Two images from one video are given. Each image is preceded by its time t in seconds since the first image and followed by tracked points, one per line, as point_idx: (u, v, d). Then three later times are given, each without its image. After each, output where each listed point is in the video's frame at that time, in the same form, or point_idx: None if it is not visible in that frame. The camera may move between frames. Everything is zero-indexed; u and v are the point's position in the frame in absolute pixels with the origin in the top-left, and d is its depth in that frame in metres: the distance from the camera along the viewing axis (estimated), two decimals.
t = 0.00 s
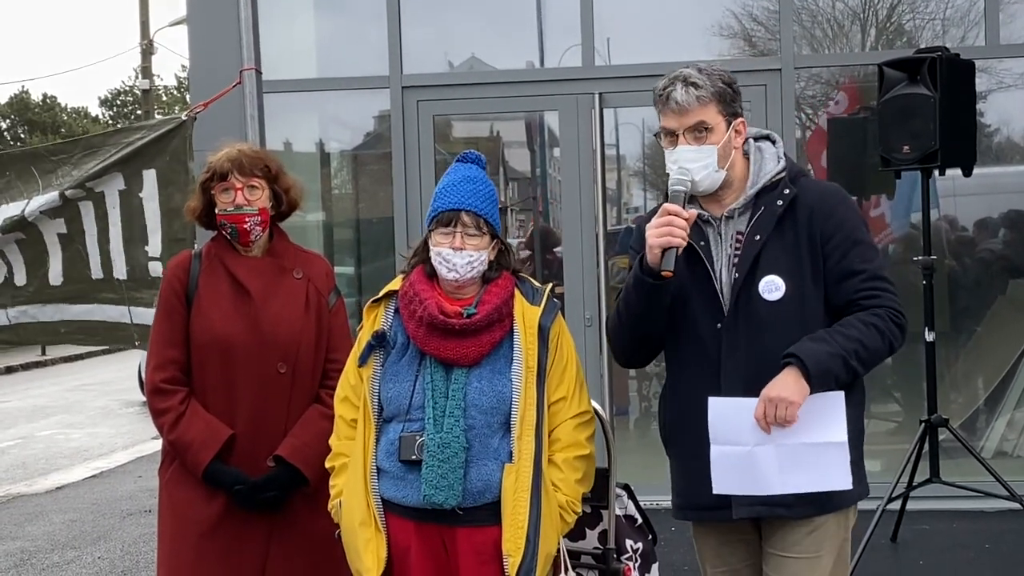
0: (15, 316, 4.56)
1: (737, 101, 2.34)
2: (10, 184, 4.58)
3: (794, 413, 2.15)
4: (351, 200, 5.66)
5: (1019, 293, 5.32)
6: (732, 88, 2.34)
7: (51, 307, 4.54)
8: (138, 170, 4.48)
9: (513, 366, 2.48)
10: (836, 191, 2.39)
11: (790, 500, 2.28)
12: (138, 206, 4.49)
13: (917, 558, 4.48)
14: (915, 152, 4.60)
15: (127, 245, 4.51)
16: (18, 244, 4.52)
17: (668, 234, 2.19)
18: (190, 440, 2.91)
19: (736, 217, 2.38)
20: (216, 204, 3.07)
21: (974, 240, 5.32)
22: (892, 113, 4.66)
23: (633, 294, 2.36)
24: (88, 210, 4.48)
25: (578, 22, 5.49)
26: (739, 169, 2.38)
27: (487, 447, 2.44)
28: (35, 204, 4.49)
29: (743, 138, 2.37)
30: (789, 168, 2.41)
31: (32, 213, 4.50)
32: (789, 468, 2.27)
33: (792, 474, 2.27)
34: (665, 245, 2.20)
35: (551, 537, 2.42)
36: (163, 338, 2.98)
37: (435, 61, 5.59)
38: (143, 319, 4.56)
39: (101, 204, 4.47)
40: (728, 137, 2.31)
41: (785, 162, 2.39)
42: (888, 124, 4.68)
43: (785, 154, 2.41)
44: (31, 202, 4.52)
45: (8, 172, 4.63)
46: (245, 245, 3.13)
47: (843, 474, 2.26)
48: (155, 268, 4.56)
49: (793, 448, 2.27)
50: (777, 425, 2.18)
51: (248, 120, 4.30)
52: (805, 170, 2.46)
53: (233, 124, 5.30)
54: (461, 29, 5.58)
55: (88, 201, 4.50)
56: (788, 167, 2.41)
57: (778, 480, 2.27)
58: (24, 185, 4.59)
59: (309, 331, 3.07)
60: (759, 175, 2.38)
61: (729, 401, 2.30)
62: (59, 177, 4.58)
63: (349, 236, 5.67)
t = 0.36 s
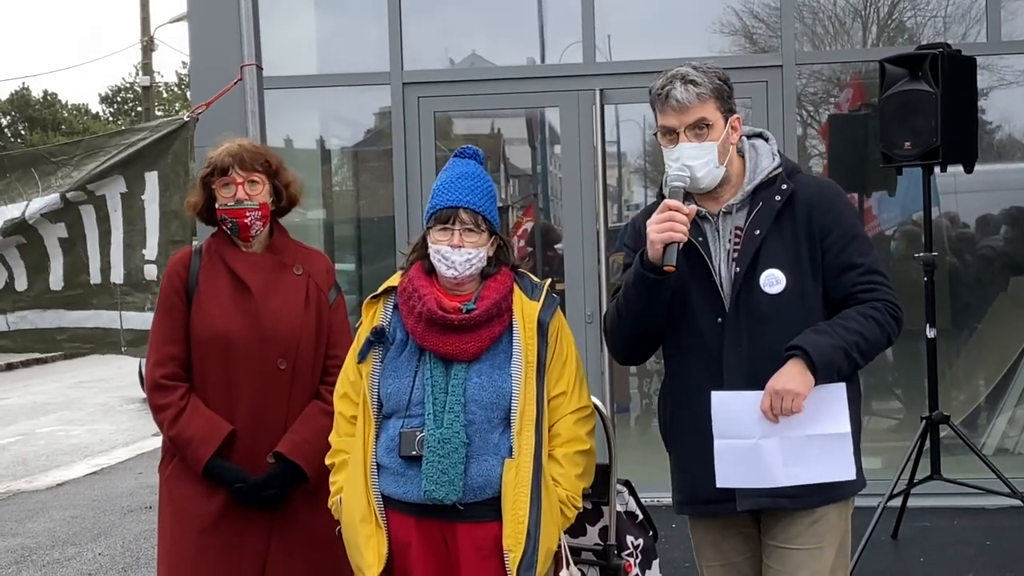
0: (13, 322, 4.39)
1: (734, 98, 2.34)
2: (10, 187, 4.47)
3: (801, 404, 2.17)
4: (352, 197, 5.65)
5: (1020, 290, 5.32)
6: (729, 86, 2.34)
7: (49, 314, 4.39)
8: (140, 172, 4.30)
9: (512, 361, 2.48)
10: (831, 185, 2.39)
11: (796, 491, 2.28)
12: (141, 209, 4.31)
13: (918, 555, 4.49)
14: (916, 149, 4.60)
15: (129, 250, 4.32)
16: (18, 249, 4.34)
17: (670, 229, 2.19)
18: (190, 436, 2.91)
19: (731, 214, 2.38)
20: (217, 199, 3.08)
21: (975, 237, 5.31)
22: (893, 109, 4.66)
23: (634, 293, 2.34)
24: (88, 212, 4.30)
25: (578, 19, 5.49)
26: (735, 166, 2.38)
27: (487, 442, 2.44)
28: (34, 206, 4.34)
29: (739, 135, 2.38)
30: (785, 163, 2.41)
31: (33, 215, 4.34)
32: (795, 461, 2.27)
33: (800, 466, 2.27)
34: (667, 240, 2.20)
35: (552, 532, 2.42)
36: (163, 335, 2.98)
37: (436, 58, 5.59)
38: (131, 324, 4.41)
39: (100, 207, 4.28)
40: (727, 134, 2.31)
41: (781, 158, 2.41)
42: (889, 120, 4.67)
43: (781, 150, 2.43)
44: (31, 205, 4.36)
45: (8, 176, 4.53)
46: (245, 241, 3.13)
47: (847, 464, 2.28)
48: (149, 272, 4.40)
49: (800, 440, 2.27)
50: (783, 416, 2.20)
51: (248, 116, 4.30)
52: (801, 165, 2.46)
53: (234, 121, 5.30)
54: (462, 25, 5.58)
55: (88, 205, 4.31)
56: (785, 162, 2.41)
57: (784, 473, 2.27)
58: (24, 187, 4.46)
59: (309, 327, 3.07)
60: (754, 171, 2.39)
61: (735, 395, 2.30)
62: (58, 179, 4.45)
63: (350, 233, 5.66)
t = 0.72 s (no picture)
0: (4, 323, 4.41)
1: (734, 96, 2.35)
2: (15, 180, 4.47)
3: (790, 392, 2.17)
4: (353, 194, 5.66)
5: (1020, 286, 5.32)
6: (730, 83, 2.35)
7: (41, 314, 4.43)
8: (143, 167, 4.30)
9: (511, 356, 2.49)
10: (825, 178, 2.41)
11: (786, 481, 2.29)
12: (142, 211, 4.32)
13: (918, 551, 4.50)
14: (916, 145, 4.61)
15: (132, 247, 4.35)
16: (23, 246, 4.45)
17: (663, 220, 2.17)
18: (192, 432, 2.92)
19: (725, 206, 2.39)
20: (219, 194, 3.09)
21: (973, 234, 5.32)
22: (894, 106, 4.66)
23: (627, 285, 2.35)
24: (90, 210, 4.31)
25: (579, 16, 5.50)
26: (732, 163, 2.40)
27: (487, 438, 2.45)
28: (39, 202, 4.36)
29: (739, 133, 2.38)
30: (782, 159, 2.44)
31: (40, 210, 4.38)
32: (786, 450, 2.29)
33: (789, 454, 2.29)
34: (660, 230, 2.18)
35: (552, 527, 2.43)
36: (164, 331, 3.00)
37: (437, 56, 5.59)
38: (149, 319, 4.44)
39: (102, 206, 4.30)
40: (725, 131, 2.32)
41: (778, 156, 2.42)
42: (890, 116, 4.68)
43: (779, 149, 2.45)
44: (38, 200, 4.38)
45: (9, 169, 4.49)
46: (246, 236, 3.15)
47: (837, 453, 2.30)
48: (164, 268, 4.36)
49: (790, 428, 2.29)
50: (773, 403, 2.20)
51: (249, 112, 4.32)
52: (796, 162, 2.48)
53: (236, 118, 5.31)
54: (464, 23, 5.59)
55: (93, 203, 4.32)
56: (782, 158, 2.44)
57: (774, 462, 2.29)
58: (30, 181, 4.46)
59: (310, 322, 3.08)
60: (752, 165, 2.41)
61: (727, 382, 2.32)
62: (65, 173, 4.40)
63: (352, 230, 5.67)
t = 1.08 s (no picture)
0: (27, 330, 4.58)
1: (722, 104, 2.48)
2: (35, 190, 4.67)
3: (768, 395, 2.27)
4: (358, 198, 5.79)
5: (1006, 288, 5.46)
6: (716, 91, 2.47)
7: (62, 321, 4.57)
8: (158, 179, 4.56)
9: (511, 357, 2.62)
10: (816, 185, 2.51)
11: (772, 477, 2.41)
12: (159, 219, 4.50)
13: (907, 546, 4.64)
14: (905, 151, 4.76)
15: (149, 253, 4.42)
16: (44, 255, 4.59)
17: (646, 224, 2.33)
18: (203, 429, 3.04)
19: (715, 211, 2.53)
20: (243, 194, 3.19)
21: (953, 237, 5.45)
22: (884, 113, 4.80)
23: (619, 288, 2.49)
24: (109, 220, 4.54)
25: (578, 25, 5.64)
26: (721, 169, 2.52)
27: (488, 436, 2.58)
28: (60, 212, 4.59)
29: (728, 139, 2.51)
30: (772, 165, 2.55)
31: (60, 220, 4.59)
32: (764, 450, 2.40)
33: (766, 454, 2.40)
34: (638, 234, 2.35)
35: (551, 523, 2.55)
36: (174, 333, 3.12)
37: (439, 64, 5.73)
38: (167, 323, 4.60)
39: (121, 217, 4.52)
40: (710, 137, 2.45)
41: (768, 161, 2.55)
42: (881, 123, 4.81)
43: (770, 154, 2.58)
44: (59, 210, 4.60)
45: (17, 181, 4.66)
46: (260, 237, 3.28)
47: (814, 454, 2.39)
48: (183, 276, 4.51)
49: (769, 429, 2.40)
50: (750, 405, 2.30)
51: (258, 119, 4.46)
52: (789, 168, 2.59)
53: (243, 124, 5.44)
54: (465, 31, 5.72)
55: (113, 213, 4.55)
56: (773, 164, 2.56)
57: (754, 461, 2.40)
58: (49, 191, 4.68)
59: (317, 322, 3.21)
60: (742, 171, 2.53)
61: (708, 384, 2.43)
62: (83, 184, 4.65)
63: (357, 233, 5.81)
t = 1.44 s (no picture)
0: (70, 323, 4.79)
1: (715, 112, 2.62)
2: (56, 194, 4.88)
3: (741, 400, 2.42)
4: (366, 203, 5.99)
5: (988, 289, 5.66)
6: (707, 100, 2.61)
7: (100, 314, 4.75)
8: (178, 184, 4.71)
9: (513, 356, 2.81)
10: (809, 194, 2.63)
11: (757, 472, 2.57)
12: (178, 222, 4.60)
13: (893, 537, 4.86)
14: (891, 158, 4.95)
15: (172, 256, 4.63)
16: (76, 254, 4.76)
17: (633, 232, 2.54)
18: (218, 425, 3.23)
19: (710, 216, 2.69)
20: (258, 198, 3.38)
21: (933, 241, 5.65)
22: (872, 121, 5.01)
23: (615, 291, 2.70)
24: (134, 221, 4.71)
25: (577, 36, 5.83)
26: (717, 174, 2.66)
27: (491, 431, 2.77)
28: (86, 215, 4.81)
29: (721, 147, 2.65)
30: (767, 173, 2.68)
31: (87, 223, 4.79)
32: (740, 452, 2.57)
33: (741, 455, 2.57)
34: (627, 242, 2.57)
35: (550, 513, 2.75)
36: (190, 333, 3.32)
37: (443, 74, 5.93)
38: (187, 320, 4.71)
39: (145, 217, 4.66)
40: (701, 145, 2.60)
41: (764, 169, 2.68)
42: (868, 131, 5.02)
43: (768, 160, 2.70)
44: (83, 214, 4.82)
45: (40, 183, 4.90)
46: (272, 240, 3.47)
47: (785, 460, 2.53)
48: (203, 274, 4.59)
49: (745, 432, 2.57)
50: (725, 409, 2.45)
51: (271, 128, 4.65)
52: (784, 176, 2.71)
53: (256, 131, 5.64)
54: (468, 42, 5.92)
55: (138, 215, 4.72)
56: (770, 171, 2.68)
57: (730, 461, 2.59)
58: (70, 195, 4.88)
59: (326, 321, 3.41)
60: (736, 178, 2.66)
61: (690, 386, 2.64)
62: (102, 188, 4.83)
63: (365, 236, 6.00)
